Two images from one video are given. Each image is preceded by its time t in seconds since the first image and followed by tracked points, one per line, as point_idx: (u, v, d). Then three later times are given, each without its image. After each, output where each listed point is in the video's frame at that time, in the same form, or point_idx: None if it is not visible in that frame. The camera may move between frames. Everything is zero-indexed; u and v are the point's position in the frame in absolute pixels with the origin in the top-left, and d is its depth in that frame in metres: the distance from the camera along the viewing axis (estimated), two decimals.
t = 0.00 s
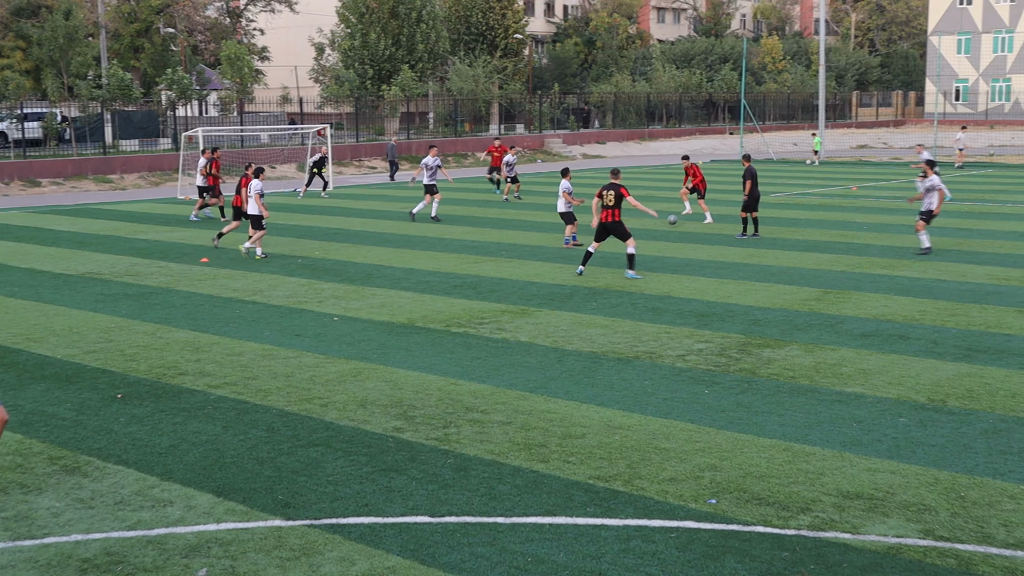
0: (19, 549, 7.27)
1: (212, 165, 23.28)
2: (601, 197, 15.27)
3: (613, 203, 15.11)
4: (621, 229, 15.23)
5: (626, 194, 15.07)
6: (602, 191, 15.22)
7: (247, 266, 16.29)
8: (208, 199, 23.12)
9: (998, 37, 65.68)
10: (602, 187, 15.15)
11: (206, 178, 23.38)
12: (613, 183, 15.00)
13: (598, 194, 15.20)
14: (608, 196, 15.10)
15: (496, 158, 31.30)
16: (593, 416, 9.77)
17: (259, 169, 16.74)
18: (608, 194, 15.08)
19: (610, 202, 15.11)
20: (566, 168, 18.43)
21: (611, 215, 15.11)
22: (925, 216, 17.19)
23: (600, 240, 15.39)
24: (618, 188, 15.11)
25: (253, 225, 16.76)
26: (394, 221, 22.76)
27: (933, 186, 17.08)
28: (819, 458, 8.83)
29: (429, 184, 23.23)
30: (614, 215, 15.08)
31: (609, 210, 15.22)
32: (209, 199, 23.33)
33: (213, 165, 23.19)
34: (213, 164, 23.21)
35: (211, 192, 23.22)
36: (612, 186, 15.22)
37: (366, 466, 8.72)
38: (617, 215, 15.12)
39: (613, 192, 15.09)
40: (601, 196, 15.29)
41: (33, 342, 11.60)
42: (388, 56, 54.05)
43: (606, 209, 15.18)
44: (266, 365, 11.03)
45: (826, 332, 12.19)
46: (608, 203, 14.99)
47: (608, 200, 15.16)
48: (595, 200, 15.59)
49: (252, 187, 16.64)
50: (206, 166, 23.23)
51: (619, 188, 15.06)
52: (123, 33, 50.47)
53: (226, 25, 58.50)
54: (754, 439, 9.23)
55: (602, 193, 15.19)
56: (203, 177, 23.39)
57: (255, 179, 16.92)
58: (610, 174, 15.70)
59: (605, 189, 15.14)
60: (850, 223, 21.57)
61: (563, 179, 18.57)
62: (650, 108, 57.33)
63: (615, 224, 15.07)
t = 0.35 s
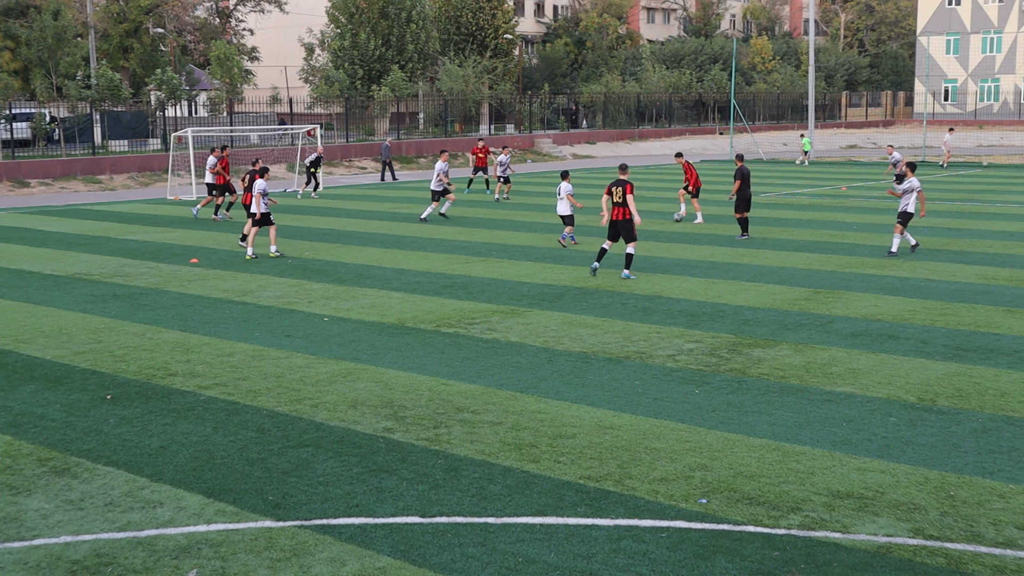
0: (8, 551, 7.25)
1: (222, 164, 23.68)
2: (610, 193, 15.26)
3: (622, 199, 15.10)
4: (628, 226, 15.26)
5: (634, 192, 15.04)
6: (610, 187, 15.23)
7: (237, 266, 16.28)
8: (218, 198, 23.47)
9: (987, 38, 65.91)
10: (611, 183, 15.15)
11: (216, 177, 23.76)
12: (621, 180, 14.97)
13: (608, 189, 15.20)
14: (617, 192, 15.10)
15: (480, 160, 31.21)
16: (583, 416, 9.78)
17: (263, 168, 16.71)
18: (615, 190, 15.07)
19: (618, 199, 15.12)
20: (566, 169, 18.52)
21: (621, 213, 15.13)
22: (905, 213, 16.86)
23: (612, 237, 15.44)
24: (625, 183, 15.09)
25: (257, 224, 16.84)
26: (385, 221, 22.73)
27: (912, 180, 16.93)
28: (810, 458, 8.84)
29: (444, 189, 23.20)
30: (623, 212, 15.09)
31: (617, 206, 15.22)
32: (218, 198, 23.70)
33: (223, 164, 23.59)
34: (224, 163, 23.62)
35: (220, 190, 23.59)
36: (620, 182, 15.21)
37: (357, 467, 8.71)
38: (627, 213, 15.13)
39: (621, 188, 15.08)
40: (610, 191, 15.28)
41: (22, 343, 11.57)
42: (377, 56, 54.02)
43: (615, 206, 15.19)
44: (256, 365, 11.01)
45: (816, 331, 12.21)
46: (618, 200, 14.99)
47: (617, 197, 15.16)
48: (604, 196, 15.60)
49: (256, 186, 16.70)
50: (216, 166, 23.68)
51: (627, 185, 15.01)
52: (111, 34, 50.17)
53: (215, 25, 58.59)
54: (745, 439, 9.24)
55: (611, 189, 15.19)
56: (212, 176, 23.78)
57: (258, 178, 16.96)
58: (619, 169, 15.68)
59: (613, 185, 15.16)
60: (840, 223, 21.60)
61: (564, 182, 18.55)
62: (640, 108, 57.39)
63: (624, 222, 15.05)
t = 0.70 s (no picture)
0: None
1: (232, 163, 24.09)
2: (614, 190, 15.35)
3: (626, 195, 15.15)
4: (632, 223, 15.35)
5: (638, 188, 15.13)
6: (614, 183, 15.32)
7: (228, 266, 16.27)
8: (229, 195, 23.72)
9: (975, 38, 65.99)
10: (615, 180, 15.27)
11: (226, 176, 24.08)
12: (626, 176, 15.06)
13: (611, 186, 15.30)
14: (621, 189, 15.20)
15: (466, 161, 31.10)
16: (574, 416, 9.78)
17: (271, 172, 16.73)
18: (619, 186, 15.15)
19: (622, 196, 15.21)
20: (564, 166, 18.64)
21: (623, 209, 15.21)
22: (887, 216, 16.88)
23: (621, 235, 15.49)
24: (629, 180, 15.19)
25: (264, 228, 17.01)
26: (375, 222, 22.71)
27: (896, 183, 16.87)
28: (800, 457, 8.85)
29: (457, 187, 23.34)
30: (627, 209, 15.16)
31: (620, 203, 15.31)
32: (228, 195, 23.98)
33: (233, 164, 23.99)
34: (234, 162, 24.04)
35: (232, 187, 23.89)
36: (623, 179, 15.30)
37: (348, 467, 8.71)
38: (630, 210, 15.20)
39: (625, 184, 15.16)
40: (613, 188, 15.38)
41: (11, 344, 11.53)
42: (368, 56, 53.98)
43: (619, 203, 15.26)
44: (246, 366, 11.00)
45: (806, 331, 12.24)
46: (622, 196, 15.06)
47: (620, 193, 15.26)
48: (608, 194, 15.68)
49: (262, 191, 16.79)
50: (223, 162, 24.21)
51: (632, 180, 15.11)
52: (101, 34, 50.15)
53: (205, 25, 58.42)
54: (735, 438, 9.25)
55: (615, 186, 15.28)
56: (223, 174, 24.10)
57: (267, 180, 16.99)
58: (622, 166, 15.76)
59: (617, 181, 15.24)
60: (830, 223, 21.64)
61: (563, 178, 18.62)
62: (630, 108, 57.38)
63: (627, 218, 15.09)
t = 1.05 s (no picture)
0: None
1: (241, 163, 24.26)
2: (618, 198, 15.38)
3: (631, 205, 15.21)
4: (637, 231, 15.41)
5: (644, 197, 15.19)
6: (618, 192, 15.34)
7: (219, 267, 16.23)
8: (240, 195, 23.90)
9: (965, 39, 66.26)
10: (619, 188, 15.29)
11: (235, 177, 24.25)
12: (631, 185, 15.06)
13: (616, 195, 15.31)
14: (626, 197, 15.22)
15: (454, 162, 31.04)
16: (565, 416, 9.79)
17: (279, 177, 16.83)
18: (625, 195, 15.18)
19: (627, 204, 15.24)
20: (558, 166, 18.38)
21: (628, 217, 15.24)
22: (876, 214, 16.94)
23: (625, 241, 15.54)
24: (635, 189, 15.23)
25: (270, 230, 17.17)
26: (366, 222, 22.69)
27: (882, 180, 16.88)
28: (791, 457, 8.87)
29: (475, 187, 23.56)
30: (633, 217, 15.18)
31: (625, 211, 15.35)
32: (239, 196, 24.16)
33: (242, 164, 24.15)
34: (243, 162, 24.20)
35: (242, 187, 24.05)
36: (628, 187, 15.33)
37: (339, 468, 8.70)
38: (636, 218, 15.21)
39: (630, 193, 15.20)
40: (617, 196, 15.40)
41: None
42: (359, 57, 53.96)
43: (624, 211, 15.29)
44: (236, 367, 10.98)
45: (797, 331, 12.26)
46: (628, 205, 15.08)
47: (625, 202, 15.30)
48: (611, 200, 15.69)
49: (270, 192, 16.87)
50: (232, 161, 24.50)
51: (638, 190, 15.16)
52: (91, 34, 50.07)
53: (195, 25, 58.29)
54: (726, 438, 9.26)
55: (620, 194, 15.29)
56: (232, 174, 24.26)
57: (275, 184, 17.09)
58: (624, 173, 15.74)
59: (622, 190, 15.24)
60: (820, 223, 21.69)
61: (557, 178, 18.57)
62: (621, 108, 57.48)
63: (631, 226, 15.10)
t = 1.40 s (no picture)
0: None
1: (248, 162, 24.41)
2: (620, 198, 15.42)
3: (634, 202, 15.25)
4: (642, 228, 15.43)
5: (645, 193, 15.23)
6: (620, 191, 15.41)
7: (210, 267, 16.21)
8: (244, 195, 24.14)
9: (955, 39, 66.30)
10: (622, 187, 15.34)
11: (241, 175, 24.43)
12: (632, 182, 15.11)
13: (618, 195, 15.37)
14: (628, 195, 15.26)
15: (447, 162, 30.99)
16: (557, 416, 9.79)
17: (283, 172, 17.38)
18: (627, 193, 15.24)
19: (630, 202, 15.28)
20: (552, 167, 18.23)
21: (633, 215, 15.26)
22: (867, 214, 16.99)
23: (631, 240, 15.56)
24: (636, 186, 15.27)
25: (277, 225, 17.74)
26: (358, 222, 22.68)
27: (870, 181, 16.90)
28: (782, 457, 8.87)
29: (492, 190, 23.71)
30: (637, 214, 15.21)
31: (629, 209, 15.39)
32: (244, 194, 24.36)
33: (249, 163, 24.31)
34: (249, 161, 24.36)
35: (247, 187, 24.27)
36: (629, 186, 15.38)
37: (330, 468, 8.69)
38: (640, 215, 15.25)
39: (632, 191, 15.26)
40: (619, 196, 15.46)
41: None
42: (350, 57, 53.90)
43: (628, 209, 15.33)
44: (228, 367, 10.97)
45: (788, 331, 12.28)
46: (631, 202, 15.11)
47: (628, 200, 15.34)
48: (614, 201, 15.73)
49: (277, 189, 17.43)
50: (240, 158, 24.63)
51: (639, 186, 15.19)
52: (81, 34, 50.02)
53: (186, 25, 58.20)
54: (717, 438, 9.27)
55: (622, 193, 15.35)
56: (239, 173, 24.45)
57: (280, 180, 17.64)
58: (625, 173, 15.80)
59: (624, 188, 15.30)
60: (811, 223, 21.73)
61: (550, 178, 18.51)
62: (612, 108, 57.49)
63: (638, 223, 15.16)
